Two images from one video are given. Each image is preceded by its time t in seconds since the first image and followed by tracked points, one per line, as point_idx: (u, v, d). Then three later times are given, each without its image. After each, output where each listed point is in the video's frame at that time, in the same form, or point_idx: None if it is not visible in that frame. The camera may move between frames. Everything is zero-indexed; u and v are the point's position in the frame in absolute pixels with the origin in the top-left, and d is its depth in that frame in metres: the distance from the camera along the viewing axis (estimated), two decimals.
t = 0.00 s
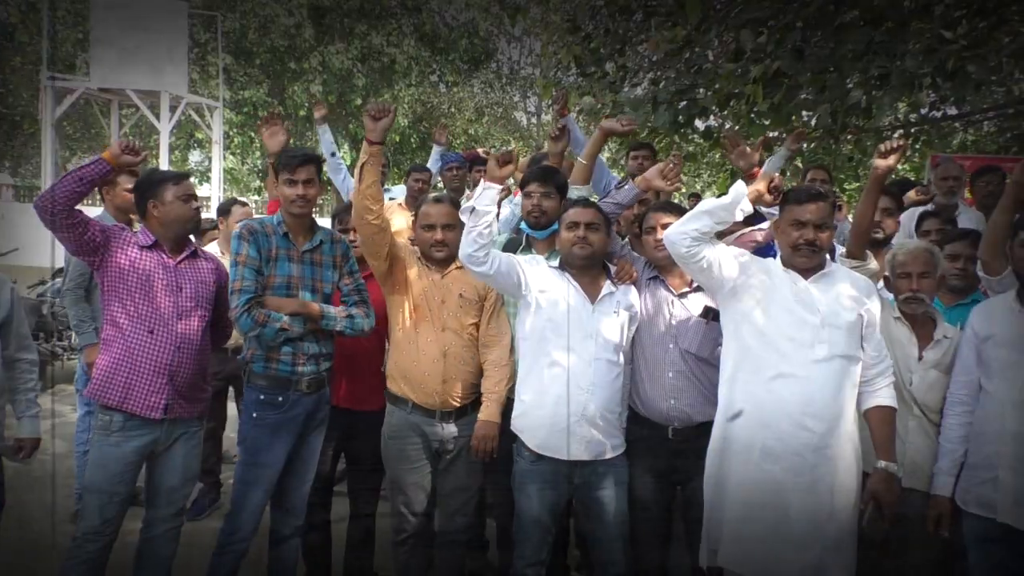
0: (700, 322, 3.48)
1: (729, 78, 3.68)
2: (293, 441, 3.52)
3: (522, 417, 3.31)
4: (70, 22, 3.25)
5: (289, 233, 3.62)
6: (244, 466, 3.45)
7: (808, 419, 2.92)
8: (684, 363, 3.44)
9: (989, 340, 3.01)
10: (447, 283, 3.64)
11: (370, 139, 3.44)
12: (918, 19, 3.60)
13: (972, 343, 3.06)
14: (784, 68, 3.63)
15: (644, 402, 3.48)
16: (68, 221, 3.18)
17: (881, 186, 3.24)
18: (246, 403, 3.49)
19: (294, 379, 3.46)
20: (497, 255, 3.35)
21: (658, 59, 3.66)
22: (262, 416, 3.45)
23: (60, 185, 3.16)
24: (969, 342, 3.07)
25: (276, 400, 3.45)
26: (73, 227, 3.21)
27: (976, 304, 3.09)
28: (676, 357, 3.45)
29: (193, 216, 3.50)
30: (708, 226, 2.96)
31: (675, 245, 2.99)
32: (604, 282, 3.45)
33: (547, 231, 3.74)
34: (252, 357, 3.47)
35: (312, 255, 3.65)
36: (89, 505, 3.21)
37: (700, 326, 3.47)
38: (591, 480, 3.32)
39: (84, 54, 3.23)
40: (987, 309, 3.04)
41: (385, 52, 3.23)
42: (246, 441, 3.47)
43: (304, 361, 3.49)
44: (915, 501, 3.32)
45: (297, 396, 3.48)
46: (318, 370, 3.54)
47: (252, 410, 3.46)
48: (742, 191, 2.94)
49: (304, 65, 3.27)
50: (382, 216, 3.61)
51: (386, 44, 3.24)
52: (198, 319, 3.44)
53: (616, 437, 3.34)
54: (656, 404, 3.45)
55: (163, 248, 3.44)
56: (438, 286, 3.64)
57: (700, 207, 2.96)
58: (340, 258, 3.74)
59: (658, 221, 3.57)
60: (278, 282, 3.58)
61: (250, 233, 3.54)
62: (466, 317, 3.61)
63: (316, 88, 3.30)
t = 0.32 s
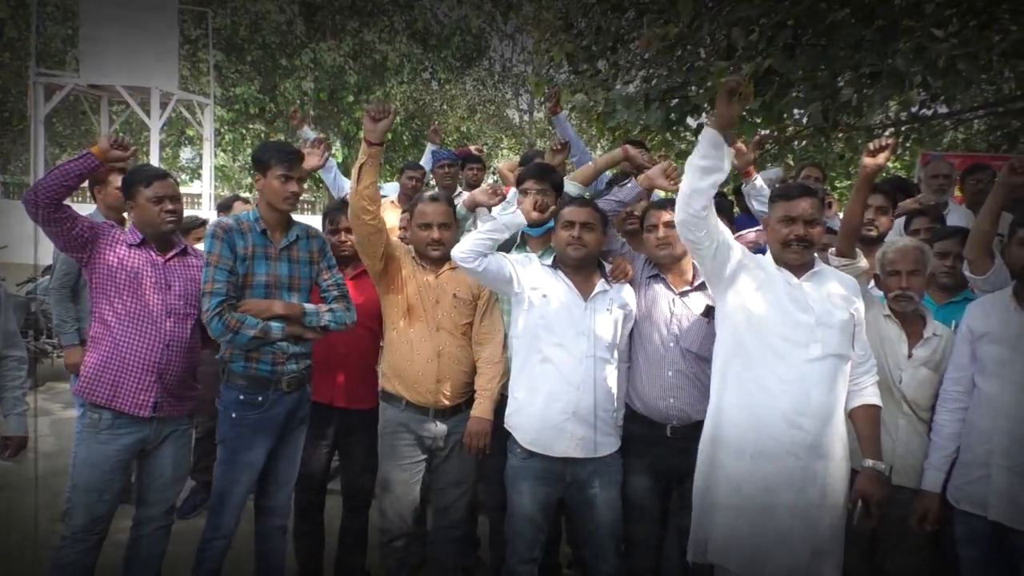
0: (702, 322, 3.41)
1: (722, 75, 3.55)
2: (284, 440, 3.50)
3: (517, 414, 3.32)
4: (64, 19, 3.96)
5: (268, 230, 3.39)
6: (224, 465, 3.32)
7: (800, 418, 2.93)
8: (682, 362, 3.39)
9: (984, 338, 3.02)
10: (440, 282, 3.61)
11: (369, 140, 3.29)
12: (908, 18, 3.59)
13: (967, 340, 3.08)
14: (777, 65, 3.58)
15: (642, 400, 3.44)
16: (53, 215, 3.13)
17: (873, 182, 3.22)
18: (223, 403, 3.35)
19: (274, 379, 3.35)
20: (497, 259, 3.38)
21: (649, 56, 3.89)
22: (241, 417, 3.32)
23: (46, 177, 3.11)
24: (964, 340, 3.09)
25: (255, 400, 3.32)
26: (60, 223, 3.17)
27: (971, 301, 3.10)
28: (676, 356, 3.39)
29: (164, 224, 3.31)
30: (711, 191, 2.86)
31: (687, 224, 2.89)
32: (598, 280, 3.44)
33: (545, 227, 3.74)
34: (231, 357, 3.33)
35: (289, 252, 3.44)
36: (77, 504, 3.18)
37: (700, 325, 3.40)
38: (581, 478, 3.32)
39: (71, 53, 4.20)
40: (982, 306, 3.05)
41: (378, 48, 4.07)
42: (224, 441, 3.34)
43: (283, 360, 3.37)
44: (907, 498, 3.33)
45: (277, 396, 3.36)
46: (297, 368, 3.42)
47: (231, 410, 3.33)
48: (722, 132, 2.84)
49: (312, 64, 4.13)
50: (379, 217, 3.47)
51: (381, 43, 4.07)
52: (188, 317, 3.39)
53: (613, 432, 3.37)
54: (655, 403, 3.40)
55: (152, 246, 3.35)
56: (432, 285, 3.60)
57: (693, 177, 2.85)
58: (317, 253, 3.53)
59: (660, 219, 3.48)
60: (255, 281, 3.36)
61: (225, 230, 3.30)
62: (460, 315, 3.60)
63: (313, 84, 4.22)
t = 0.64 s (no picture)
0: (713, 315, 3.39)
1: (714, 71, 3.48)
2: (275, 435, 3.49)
3: (512, 408, 3.33)
4: (52, 12, 3.91)
5: (245, 224, 3.35)
6: (203, 462, 3.30)
7: (794, 413, 2.94)
8: (688, 356, 3.37)
9: (980, 333, 3.03)
10: (421, 276, 3.59)
11: (353, 131, 3.27)
12: (898, 13, 3.55)
13: (965, 336, 3.09)
14: (768, 62, 3.54)
15: (645, 395, 3.41)
16: (35, 209, 3.13)
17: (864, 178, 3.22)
18: (201, 400, 3.33)
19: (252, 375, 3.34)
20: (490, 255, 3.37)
21: (641, 52, 3.95)
22: (220, 414, 3.30)
23: (29, 172, 3.11)
24: (962, 335, 3.10)
25: (233, 396, 3.32)
26: (42, 218, 3.16)
27: (969, 297, 3.11)
28: (683, 351, 3.37)
29: (143, 218, 3.28)
30: (704, 182, 2.84)
31: (682, 216, 2.88)
32: (595, 276, 3.44)
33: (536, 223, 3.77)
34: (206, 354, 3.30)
35: (268, 246, 3.40)
36: (64, 499, 3.17)
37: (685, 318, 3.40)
38: (572, 472, 3.32)
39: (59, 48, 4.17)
40: (979, 302, 3.06)
41: (369, 43, 4.05)
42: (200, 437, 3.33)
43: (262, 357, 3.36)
44: (899, 492, 3.34)
45: (254, 392, 3.36)
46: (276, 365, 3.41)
47: (208, 407, 3.32)
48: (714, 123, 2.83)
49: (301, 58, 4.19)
50: (359, 209, 3.45)
51: (372, 36, 4.05)
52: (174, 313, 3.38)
53: (618, 421, 3.41)
54: (659, 398, 3.37)
55: (137, 241, 3.35)
56: (412, 279, 3.58)
57: (687, 167, 2.83)
58: (296, 248, 3.51)
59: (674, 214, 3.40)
60: (233, 277, 3.32)
61: (202, 225, 3.26)
62: (442, 309, 3.59)
63: (303, 79, 4.27)
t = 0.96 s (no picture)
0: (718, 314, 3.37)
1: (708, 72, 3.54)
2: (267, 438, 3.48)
3: (510, 409, 3.33)
4: (45, 14, 4.05)
5: (230, 224, 3.35)
6: (190, 465, 3.30)
7: (791, 415, 2.95)
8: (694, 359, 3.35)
9: (983, 333, 3.04)
10: (409, 276, 3.59)
11: (338, 129, 3.25)
12: (892, 14, 3.59)
13: (968, 336, 3.10)
14: (762, 62, 3.57)
15: (648, 397, 3.39)
16: (13, 207, 3.14)
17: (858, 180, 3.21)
18: (187, 403, 3.32)
19: (238, 377, 3.32)
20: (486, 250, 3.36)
21: (636, 51, 3.94)
22: (206, 416, 3.29)
23: (10, 169, 3.16)
24: (965, 335, 3.11)
25: (219, 399, 3.30)
26: (22, 217, 3.17)
27: (973, 296, 3.11)
28: (691, 354, 3.36)
29: (125, 219, 3.27)
30: (694, 186, 2.87)
31: (673, 218, 2.90)
32: (592, 274, 3.44)
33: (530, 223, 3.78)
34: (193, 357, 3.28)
35: (253, 246, 3.39)
36: (48, 502, 3.17)
37: (680, 320, 3.39)
38: (563, 474, 3.32)
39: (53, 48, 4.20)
40: (982, 302, 3.06)
41: (363, 44, 4.09)
42: (189, 439, 3.32)
43: (248, 358, 3.35)
44: (894, 492, 3.35)
45: (241, 394, 3.34)
46: (263, 367, 3.40)
47: (195, 411, 3.30)
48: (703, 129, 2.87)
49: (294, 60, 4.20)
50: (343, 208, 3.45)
51: (366, 37, 4.09)
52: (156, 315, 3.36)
53: (618, 420, 3.41)
54: (665, 401, 3.34)
55: (118, 241, 3.34)
56: (401, 280, 3.58)
57: (677, 171, 2.85)
58: (282, 248, 3.50)
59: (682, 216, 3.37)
60: (217, 277, 3.30)
61: (184, 223, 3.26)
62: (432, 309, 3.59)
63: (297, 79, 4.23)
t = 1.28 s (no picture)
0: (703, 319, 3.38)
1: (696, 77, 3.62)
2: (247, 442, 3.46)
3: (497, 414, 3.32)
4: (27, 12, 4.03)
5: (207, 226, 3.33)
6: (171, 470, 3.27)
7: (779, 419, 2.96)
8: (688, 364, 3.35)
9: (974, 338, 3.08)
10: (402, 280, 3.59)
11: (335, 130, 3.26)
12: (876, 20, 3.58)
13: (960, 341, 3.14)
14: (748, 67, 3.57)
15: (639, 401, 3.37)
16: None
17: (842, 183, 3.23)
18: (167, 407, 3.29)
19: (220, 381, 3.30)
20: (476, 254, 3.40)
21: (624, 56, 3.99)
22: (187, 421, 3.27)
23: None
24: (957, 340, 3.15)
25: (202, 403, 3.27)
26: None
27: (965, 302, 3.15)
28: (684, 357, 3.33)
29: (91, 217, 3.24)
30: (678, 198, 2.88)
31: (655, 228, 2.92)
32: (582, 282, 3.45)
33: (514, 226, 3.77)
34: (174, 360, 3.26)
35: (233, 248, 3.37)
36: (20, 508, 3.13)
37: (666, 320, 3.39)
38: (546, 478, 3.32)
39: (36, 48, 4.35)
40: (973, 307, 3.11)
41: (350, 45, 4.44)
42: (169, 443, 3.29)
43: (230, 362, 3.32)
44: (878, 495, 3.36)
45: (223, 397, 3.32)
46: (245, 370, 3.38)
47: (176, 414, 3.27)
48: (688, 141, 2.87)
49: (282, 61, 4.47)
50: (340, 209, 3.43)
51: (358, 56, 4.73)
52: (125, 315, 3.32)
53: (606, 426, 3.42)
54: (658, 407, 3.32)
55: (83, 241, 3.29)
56: (394, 283, 3.58)
57: (662, 183, 2.85)
58: (263, 250, 3.47)
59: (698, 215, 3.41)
60: (195, 278, 3.29)
61: (159, 222, 3.26)
62: (426, 311, 3.58)
63: (283, 80, 4.48)
